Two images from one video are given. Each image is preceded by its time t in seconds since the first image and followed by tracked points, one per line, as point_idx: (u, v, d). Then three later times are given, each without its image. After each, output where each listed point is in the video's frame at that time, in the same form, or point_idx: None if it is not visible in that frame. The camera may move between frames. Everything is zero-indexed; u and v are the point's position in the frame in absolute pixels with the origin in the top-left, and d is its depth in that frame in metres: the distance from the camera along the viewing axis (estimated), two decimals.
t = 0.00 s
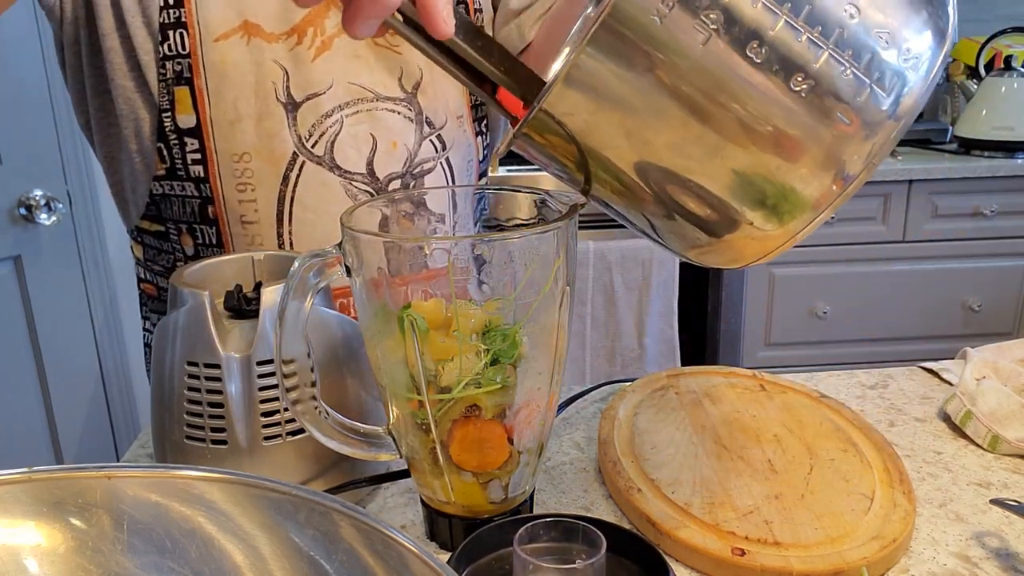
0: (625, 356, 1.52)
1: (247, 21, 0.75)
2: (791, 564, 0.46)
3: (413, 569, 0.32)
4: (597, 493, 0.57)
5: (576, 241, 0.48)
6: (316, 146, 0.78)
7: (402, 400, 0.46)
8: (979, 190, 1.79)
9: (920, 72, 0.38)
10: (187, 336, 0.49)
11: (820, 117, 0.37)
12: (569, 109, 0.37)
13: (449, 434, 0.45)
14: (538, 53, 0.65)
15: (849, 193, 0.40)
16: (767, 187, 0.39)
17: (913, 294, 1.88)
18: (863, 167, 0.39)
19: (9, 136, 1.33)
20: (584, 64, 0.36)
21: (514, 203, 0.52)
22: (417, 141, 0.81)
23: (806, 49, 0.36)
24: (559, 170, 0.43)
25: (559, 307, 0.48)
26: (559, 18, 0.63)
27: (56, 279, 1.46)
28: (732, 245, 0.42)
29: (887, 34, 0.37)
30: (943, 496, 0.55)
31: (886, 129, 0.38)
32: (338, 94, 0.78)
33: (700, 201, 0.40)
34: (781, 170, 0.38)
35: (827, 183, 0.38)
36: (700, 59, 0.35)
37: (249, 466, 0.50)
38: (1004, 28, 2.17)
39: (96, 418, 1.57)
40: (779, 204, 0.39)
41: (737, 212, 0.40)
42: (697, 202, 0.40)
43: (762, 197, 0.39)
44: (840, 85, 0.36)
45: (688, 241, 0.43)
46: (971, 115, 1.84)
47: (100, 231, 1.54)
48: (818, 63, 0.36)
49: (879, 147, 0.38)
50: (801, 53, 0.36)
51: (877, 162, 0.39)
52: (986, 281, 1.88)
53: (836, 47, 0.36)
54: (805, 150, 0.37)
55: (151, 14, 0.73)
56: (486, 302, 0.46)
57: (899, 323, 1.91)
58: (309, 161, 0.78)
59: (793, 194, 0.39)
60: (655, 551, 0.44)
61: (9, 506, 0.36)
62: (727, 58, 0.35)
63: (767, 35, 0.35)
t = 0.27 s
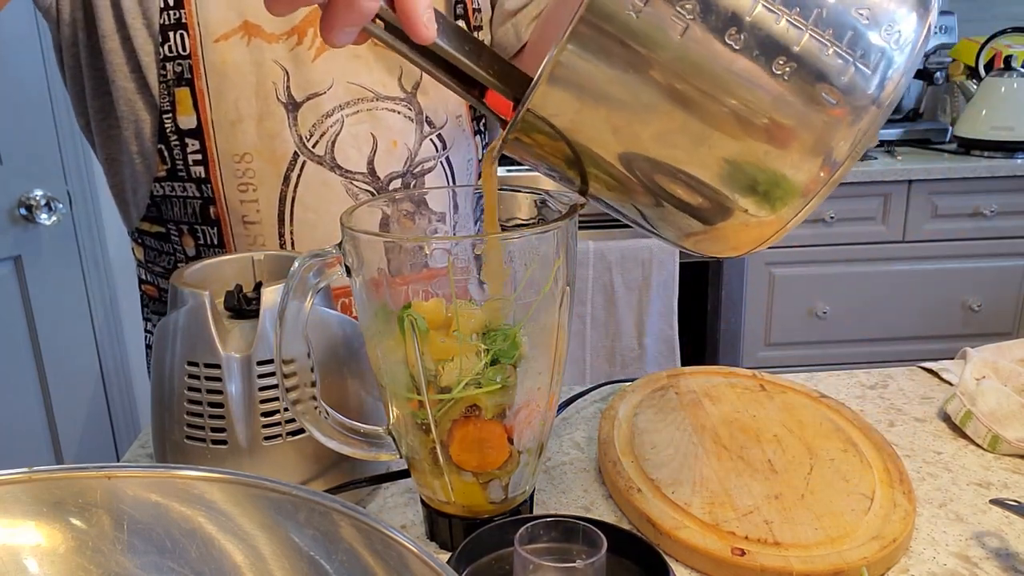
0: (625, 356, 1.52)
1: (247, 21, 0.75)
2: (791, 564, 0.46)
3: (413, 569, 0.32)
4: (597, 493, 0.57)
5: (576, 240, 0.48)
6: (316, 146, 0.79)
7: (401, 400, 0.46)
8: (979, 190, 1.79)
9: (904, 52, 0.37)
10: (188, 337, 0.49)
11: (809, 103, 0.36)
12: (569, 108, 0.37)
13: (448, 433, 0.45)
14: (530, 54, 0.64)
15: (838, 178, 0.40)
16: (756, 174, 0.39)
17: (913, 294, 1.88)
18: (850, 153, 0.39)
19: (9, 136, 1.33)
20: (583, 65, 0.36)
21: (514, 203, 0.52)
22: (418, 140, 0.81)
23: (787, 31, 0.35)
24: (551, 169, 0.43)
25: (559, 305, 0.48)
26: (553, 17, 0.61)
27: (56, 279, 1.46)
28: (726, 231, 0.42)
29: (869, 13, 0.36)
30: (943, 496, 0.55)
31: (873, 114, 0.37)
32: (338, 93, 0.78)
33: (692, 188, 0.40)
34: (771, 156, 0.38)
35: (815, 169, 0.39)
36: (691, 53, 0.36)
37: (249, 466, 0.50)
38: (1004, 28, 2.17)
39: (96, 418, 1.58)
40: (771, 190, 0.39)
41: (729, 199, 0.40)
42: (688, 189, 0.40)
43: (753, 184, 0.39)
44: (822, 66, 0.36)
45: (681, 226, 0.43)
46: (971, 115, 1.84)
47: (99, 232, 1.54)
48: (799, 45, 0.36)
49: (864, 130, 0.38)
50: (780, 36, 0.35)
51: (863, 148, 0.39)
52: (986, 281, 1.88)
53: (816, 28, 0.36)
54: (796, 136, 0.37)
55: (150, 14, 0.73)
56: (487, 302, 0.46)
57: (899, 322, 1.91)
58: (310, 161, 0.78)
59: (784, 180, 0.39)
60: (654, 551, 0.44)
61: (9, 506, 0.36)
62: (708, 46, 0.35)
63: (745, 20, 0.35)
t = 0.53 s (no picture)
0: (625, 356, 1.52)
1: (246, 22, 0.75)
2: (791, 564, 0.46)
3: (413, 569, 0.32)
4: (597, 493, 0.57)
5: (577, 240, 0.47)
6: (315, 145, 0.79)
7: (401, 400, 0.46)
8: (979, 190, 1.79)
9: (901, 47, 0.37)
10: (188, 337, 0.49)
11: (805, 98, 0.36)
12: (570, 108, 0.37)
13: (447, 434, 0.45)
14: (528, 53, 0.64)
15: (836, 175, 0.40)
16: (753, 171, 0.39)
17: (913, 294, 1.88)
18: (847, 149, 0.39)
19: (9, 136, 1.33)
20: (584, 65, 0.36)
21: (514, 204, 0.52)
22: (416, 140, 0.81)
23: (783, 26, 0.35)
24: (550, 170, 0.43)
25: (560, 305, 0.48)
26: (550, 15, 0.61)
27: (56, 279, 1.45)
28: (724, 227, 0.42)
29: (863, 7, 0.36)
30: (943, 496, 0.55)
31: (869, 110, 0.37)
32: (337, 93, 0.78)
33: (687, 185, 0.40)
34: (768, 152, 0.38)
35: (811, 166, 0.39)
36: (686, 50, 0.36)
37: (249, 466, 0.50)
38: (1004, 28, 2.17)
39: (96, 418, 1.58)
40: (768, 187, 0.39)
41: (725, 196, 0.40)
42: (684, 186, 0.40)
43: (751, 180, 0.39)
44: (819, 61, 0.36)
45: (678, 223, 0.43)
46: (971, 115, 1.84)
47: (99, 232, 1.54)
48: (795, 40, 0.36)
49: (862, 125, 0.38)
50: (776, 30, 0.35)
51: (859, 146, 0.39)
52: (986, 281, 1.88)
53: (812, 23, 0.36)
54: (792, 132, 0.37)
55: (149, 14, 0.73)
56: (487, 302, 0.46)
57: (899, 322, 1.91)
58: (309, 160, 0.78)
59: (781, 177, 0.39)
60: (654, 551, 0.44)
61: (9, 506, 0.36)
62: (704, 44, 0.35)
63: (740, 16, 0.35)
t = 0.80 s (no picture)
0: (625, 356, 1.52)
1: (245, 21, 0.75)
2: (791, 564, 0.46)
3: (413, 569, 0.32)
4: (597, 493, 0.57)
5: (577, 239, 0.47)
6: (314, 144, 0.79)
7: (401, 400, 0.46)
8: (979, 190, 1.79)
9: (899, 45, 0.37)
10: (188, 336, 0.49)
11: (803, 96, 0.36)
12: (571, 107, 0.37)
13: (447, 435, 0.45)
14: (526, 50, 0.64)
15: (835, 174, 0.40)
16: (752, 169, 0.39)
17: (913, 294, 1.88)
18: (846, 148, 0.38)
19: (9, 136, 1.33)
20: (584, 64, 0.36)
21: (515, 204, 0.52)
22: (416, 139, 0.81)
23: (781, 23, 0.35)
24: (549, 170, 0.43)
25: (559, 305, 0.48)
26: (547, 15, 0.61)
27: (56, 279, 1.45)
28: (723, 226, 0.42)
29: (861, 5, 0.36)
30: (943, 496, 0.55)
31: (867, 109, 0.37)
32: (336, 92, 0.78)
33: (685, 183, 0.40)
34: (767, 150, 0.38)
35: (810, 164, 0.38)
36: (684, 49, 0.36)
37: (249, 466, 0.50)
38: (1004, 28, 2.17)
39: (96, 419, 1.58)
40: (767, 185, 0.39)
41: (724, 193, 0.40)
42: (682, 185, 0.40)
43: (749, 178, 0.39)
44: (817, 59, 0.36)
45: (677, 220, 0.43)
46: (971, 115, 1.84)
47: (99, 232, 1.54)
48: (794, 38, 0.36)
49: (861, 124, 0.38)
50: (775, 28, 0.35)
51: (858, 144, 0.39)
52: (986, 281, 1.88)
53: (810, 20, 0.36)
54: (791, 130, 0.37)
55: (149, 14, 0.73)
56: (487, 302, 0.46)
57: (899, 322, 1.91)
58: (308, 159, 0.78)
59: (780, 175, 0.39)
60: (654, 551, 0.44)
61: (9, 506, 0.36)
62: (703, 42, 0.35)
63: (739, 14, 0.35)
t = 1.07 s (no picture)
0: (625, 356, 1.52)
1: (246, 19, 0.75)
2: (791, 564, 0.46)
3: (413, 569, 0.32)
4: (597, 493, 0.57)
5: (577, 239, 0.47)
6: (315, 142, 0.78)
7: (401, 399, 0.46)
8: (979, 190, 1.79)
9: (897, 42, 0.37)
10: (187, 336, 0.49)
11: (802, 94, 0.36)
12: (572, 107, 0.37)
13: (446, 435, 0.45)
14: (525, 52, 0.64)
15: (835, 172, 0.40)
16: (751, 167, 0.39)
17: (913, 294, 1.88)
18: (844, 146, 0.38)
19: (9, 136, 1.33)
20: (585, 64, 0.36)
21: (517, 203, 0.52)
22: (416, 137, 0.81)
23: (778, 21, 0.35)
24: (548, 170, 0.43)
25: (559, 305, 0.48)
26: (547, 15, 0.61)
27: (56, 279, 1.45)
28: (723, 225, 0.42)
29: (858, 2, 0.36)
30: (943, 496, 0.55)
31: (865, 107, 0.37)
32: (337, 91, 0.78)
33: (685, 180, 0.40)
34: (767, 149, 0.38)
35: (810, 162, 0.38)
36: (681, 47, 0.36)
37: (249, 466, 0.50)
38: (1004, 28, 2.17)
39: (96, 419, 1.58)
40: (766, 183, 0.39)
41: (723, 191, 0.40)
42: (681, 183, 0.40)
43: (749, 176, 0.39)
44: (814, 56, 0.36)
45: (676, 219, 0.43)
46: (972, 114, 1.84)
47: (99, 232, 1.54)
48: (791, 35, 0.36)
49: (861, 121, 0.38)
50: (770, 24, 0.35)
51: (857, 143, 0.39)
52: (986, 281, 1.88)
53: (807, 17, 0.36)
54: (790, 129, 0.37)
55: (148, 15, 0.73)
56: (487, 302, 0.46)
57: (899, 322, 1.91)
58: (308, 159, 0.78)
59: (779, 173, 0.39)
60: (654, 551, 0.44)
61: (9, 506, 0.36)
62: (700, 40, 0.35)
63: (735, 11, 0.35)
